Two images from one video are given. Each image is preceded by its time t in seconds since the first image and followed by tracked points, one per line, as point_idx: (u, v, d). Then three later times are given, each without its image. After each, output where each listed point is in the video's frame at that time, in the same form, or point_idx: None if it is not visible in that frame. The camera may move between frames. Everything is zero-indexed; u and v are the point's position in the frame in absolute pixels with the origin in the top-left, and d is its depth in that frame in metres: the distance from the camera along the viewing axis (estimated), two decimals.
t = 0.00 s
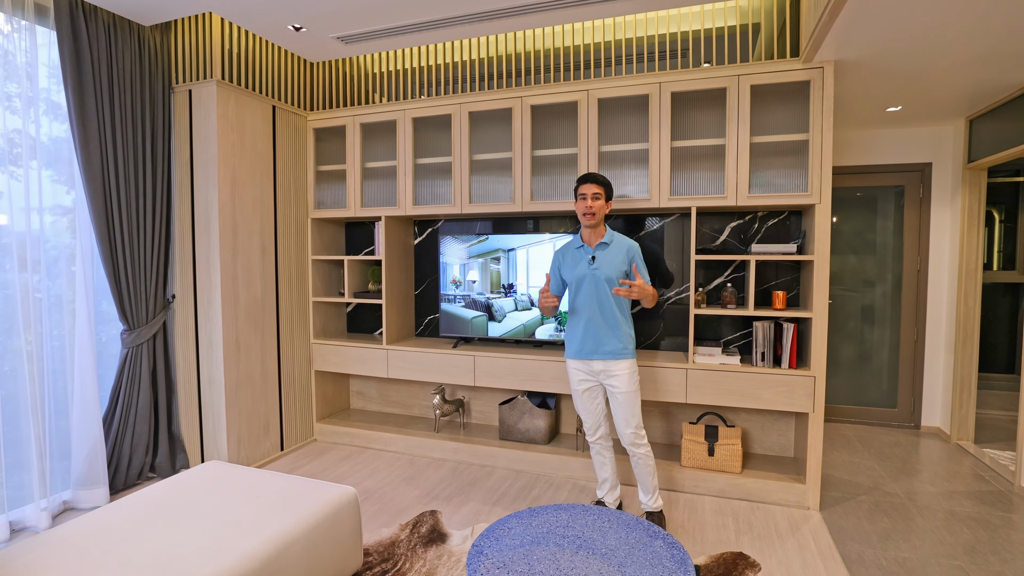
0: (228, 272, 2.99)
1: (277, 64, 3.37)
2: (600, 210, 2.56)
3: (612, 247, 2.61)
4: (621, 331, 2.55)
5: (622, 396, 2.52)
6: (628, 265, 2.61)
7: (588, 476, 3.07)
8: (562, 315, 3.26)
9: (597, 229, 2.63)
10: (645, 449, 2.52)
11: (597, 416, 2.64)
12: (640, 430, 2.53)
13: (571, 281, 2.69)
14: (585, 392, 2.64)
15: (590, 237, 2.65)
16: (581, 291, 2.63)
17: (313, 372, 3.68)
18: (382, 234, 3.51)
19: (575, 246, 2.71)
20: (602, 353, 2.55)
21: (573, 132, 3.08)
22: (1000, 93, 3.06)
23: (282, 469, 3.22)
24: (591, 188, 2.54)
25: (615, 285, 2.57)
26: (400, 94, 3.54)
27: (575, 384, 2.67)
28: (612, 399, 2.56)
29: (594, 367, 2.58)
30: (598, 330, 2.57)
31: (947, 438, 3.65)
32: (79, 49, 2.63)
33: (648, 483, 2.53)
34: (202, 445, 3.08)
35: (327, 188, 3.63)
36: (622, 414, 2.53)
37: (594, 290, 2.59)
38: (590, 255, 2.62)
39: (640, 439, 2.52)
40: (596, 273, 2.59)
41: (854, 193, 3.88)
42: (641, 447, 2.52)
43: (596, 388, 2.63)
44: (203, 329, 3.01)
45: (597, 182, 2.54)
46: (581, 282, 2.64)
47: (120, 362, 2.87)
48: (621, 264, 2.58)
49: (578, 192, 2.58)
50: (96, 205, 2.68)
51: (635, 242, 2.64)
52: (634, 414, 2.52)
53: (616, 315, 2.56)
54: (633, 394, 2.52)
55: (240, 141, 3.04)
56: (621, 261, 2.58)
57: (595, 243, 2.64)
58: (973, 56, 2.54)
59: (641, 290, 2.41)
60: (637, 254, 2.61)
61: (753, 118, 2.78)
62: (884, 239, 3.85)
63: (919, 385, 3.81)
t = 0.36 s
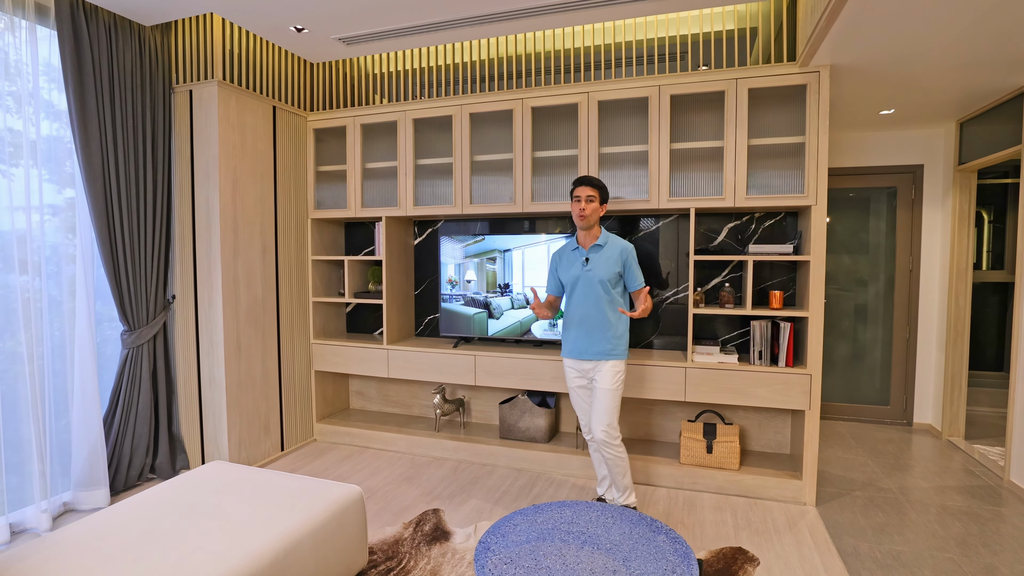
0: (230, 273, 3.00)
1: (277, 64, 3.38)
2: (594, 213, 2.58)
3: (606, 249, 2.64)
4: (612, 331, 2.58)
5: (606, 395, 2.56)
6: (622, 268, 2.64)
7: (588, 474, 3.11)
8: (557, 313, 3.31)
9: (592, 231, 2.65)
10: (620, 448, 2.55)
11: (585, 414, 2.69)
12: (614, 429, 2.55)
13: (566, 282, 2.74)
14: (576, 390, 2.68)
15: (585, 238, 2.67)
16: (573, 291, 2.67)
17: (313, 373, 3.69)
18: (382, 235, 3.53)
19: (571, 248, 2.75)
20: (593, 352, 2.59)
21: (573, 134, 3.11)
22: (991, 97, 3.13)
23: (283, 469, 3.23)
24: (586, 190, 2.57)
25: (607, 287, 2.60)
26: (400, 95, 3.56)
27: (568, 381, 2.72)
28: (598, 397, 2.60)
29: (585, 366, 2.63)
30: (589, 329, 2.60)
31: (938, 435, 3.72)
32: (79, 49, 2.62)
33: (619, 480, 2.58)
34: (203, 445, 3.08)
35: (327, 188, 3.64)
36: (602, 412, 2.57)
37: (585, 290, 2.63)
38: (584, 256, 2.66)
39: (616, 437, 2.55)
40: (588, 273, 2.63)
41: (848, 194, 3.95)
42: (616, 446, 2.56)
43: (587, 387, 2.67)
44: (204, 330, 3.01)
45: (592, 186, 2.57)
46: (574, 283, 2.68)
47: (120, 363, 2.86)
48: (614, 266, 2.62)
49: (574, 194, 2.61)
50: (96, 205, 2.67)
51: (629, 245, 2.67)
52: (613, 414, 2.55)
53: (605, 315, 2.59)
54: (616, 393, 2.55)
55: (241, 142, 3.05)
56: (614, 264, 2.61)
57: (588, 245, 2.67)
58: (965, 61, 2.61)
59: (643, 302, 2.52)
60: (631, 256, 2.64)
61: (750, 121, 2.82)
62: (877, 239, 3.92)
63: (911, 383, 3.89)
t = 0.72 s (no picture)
0: (227, 273, 3.00)
1: (275, 64, 3.37)
2: (589, 216, 2.58)
3: (599, 249, 2.63)
4: (599, 332, 2.59)
5: (585, 394, 2.57)
6: (615, 269, 2.63)
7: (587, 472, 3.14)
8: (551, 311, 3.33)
9: (587, 232, 2.65)
10: (581, 449, 2.55)
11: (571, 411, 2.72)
12: (588, 425, 2.55)
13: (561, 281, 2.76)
14: (567, 388, 2.72)
15: (580, 239, 2.67)
16: (565, 291, 2.71)
17: (311, 373, 3.68)
18: (381, 235, 3.54)
19: (566, 248, 2.75)
20: (581, 352, 2.62)
21: (572, 135, 3.14)
22: (979, 100, 3.20)
23: (282, 469, 3.23)
24: (582, 193, 2.55)
25: (599, 288, 2.60)
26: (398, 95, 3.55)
27: (562, 378, 2.76)
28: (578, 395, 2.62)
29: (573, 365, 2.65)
30: (577, 330, 2.63)
31: (929, 432, 3.79)
32: (74, 50, 2.61)
33: (573, 481, 2.57)
34: (200, 446, 3.07)
35: (325, 188, 3.64)
36: (576, 409, 2.59)
37: (575, 290, 2.66)
38: (577, 256, 2.67)
39: (581, 437, 2.55)
40: (579, 274, 2.64)
41: (840, 195, 4.01)
42: (578, 446, 2.55)
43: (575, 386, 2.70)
44: (201, 330, 3.00)
45: (588, 188, 2.55)
46: (567, 282, 2.71)
47: (116, 364, 2.85)
48: (605, 267, 2.61)
49: (569, 195, 2.59)
50: (92, 206, 2.66)
51: (623, 246, 2.63)
52: (585, 414, 2.55)
53: (593, 316, 2.60)
54: (592, 394, 2.55)
55: (239, 142, 3.04)
56: (606, 265, 2.60)
57: (582, 245, 2.67)
58: (955, 65, 2.67)
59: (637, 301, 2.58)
60: (625, 258, 2.62)
61: (747, 123, 2.86)
62: (869, 239, 3.99)
63: (902, 381, 3.96)
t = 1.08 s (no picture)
0: (227, 273, 3.01)
1: (274, 65, 3.39)
2: (583, 219, 2.59)
3: (589, 252, 2.64)
4: (589, 336, 2.59)
5: (577, 397, 2.59)
6: (605, 271, 2.64)
7: (585, 470, 3.16)
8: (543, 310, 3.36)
9: (578, 234, 2.66)
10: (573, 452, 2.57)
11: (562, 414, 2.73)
12: (579, 429, 2.58)
13: (550, 284, 2.76)
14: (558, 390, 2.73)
15: (570, 241, 2.67)
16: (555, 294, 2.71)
17: (310, 373, 3.70)
18: (380, 235, 3.55)
19: (556, 250, 2.75)
20: (571, 355, 2.63)
21: (569, 137, 3.17)
22: (971, 102, 3.25)
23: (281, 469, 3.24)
24: (579, 196, 2.54)
25: (588, 291, 2.61)
26: (396, 96, 3.57)
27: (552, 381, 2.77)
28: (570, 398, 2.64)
29: (562, 369, 2.66)
30: (566, 334, 2.64)
31: (922, 430, 3.84)
32: (74, 51, 2.62)
33: (565, 484, 2.59)
34: (200, 446, 3.08)
35: (324, 189, 3.65)
36: (568, 413, 2.61)
37: (565, 294, 2.66)
38: (567, 259, 2.67)
39: (574, 440, 2.57)
40: (569, 277, 2.65)
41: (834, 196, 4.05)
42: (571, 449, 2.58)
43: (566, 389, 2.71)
44: (201, 330, 3.01)
45: (585, 192, 2.54)
46: (557, 285, 2.71)
47: (116, 364, 2.85)
48: (595, 271, 2.61)
49: (565, 198, 2.56)
50: (92, 207, 2.67)
51: (613, 249, 2.65)
52: (578, 418, 2.57)
53: (583, 320, 2.61)
54: (584, 397, 2.57)
55: (238, 143, 3.05)
56: (596, 268, 2.61)
57: (572, 248, 2.67)
58: (947, 68, 2.71)
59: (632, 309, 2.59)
60: (615, 261, 2.63)
61: (742, 125, 2.90)
62: (862, 239, 4.03)
63: (896, 379, 4.00)
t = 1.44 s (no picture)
0: (232, 274, 3.05)
1: (278, 68, 3.43)
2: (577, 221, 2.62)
3: (578, 252, 2.66)
4: (583, 336, 2.61)
5: (569, 399, 2.60)
6: (597, 271, 2.66)
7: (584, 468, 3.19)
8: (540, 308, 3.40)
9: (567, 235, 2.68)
10: (568, 453, 2.61)
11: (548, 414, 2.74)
12: (574, 432, 2.61)
13: (538, 284, 2.75)
14: (543, 392, 2.73)
15: (559, 241, 2.69)
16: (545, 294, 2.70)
17: (312, 372, 3.74)
18: (382, 236, 3.59)
19: (542, 250, 2.76)
20: (563, 356, 2.63)
21: (569, 139, 3.20)
22: (968, 103, 3.28)
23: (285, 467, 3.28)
24: (577, 198, 2.56)
25: (581, 290, 2.63)
26: (397, 98, 3.60)
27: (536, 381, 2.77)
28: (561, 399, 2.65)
29: (552, 369, 2.66)
30: (558, 334, 2.64)
31: (919, 429, 3.87)
32: (85, 55, 2.66)
33: (561, 484, 2.63)
34: (206, 443, 3.12)
35: (326, 190, 3.69)
36: (562, 415, 2.62)
37: (557, 294, 2.66)
38: (557, 259, 2.68)
39: (568, 441, 2.60)
40: (560, 277, 2.65)
41: (832, 196, 4.08)
42: (566, 450, 2.61)
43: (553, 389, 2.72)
44: (207, 329, 3.06)
45: (581, 194, 2.57)
46: (547, 285, 2.71)
47: (124, 362, 2.89)
48: (588, 270, 2.63)
49: (563, 198, 2.55)
50: (102, 209, 2.71)
51: (603, 248, 2.68)
52: (572, 419, 2.59)
53: (577, 319, 2.61)
54: (578, 398, 2.59)
55: (243, 145, 3.09)
56: (588, 268, 2.63)
57: (562, 248, 2.67)
58: (942, 70, 2.74)
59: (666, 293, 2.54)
60: (605, 258, 2.66)
61: (740, 126, 2.93)
62: (860, 239, 4.06)
63: (893, 378, 4.03)
